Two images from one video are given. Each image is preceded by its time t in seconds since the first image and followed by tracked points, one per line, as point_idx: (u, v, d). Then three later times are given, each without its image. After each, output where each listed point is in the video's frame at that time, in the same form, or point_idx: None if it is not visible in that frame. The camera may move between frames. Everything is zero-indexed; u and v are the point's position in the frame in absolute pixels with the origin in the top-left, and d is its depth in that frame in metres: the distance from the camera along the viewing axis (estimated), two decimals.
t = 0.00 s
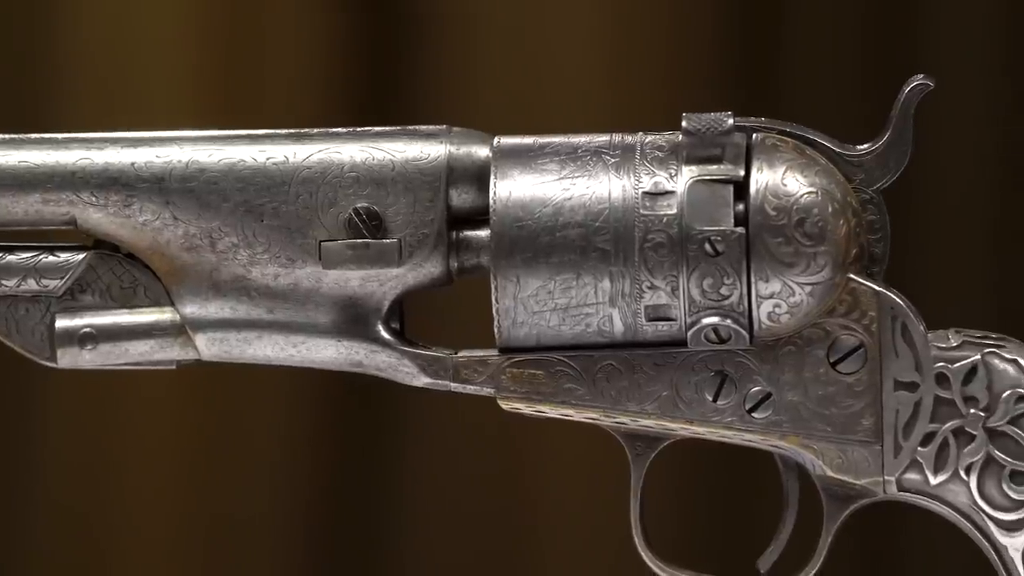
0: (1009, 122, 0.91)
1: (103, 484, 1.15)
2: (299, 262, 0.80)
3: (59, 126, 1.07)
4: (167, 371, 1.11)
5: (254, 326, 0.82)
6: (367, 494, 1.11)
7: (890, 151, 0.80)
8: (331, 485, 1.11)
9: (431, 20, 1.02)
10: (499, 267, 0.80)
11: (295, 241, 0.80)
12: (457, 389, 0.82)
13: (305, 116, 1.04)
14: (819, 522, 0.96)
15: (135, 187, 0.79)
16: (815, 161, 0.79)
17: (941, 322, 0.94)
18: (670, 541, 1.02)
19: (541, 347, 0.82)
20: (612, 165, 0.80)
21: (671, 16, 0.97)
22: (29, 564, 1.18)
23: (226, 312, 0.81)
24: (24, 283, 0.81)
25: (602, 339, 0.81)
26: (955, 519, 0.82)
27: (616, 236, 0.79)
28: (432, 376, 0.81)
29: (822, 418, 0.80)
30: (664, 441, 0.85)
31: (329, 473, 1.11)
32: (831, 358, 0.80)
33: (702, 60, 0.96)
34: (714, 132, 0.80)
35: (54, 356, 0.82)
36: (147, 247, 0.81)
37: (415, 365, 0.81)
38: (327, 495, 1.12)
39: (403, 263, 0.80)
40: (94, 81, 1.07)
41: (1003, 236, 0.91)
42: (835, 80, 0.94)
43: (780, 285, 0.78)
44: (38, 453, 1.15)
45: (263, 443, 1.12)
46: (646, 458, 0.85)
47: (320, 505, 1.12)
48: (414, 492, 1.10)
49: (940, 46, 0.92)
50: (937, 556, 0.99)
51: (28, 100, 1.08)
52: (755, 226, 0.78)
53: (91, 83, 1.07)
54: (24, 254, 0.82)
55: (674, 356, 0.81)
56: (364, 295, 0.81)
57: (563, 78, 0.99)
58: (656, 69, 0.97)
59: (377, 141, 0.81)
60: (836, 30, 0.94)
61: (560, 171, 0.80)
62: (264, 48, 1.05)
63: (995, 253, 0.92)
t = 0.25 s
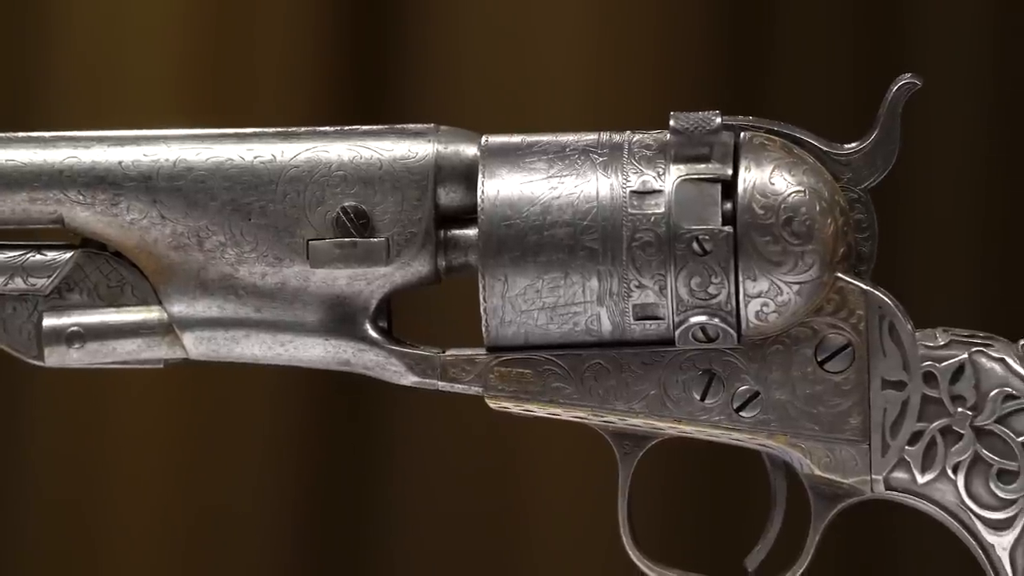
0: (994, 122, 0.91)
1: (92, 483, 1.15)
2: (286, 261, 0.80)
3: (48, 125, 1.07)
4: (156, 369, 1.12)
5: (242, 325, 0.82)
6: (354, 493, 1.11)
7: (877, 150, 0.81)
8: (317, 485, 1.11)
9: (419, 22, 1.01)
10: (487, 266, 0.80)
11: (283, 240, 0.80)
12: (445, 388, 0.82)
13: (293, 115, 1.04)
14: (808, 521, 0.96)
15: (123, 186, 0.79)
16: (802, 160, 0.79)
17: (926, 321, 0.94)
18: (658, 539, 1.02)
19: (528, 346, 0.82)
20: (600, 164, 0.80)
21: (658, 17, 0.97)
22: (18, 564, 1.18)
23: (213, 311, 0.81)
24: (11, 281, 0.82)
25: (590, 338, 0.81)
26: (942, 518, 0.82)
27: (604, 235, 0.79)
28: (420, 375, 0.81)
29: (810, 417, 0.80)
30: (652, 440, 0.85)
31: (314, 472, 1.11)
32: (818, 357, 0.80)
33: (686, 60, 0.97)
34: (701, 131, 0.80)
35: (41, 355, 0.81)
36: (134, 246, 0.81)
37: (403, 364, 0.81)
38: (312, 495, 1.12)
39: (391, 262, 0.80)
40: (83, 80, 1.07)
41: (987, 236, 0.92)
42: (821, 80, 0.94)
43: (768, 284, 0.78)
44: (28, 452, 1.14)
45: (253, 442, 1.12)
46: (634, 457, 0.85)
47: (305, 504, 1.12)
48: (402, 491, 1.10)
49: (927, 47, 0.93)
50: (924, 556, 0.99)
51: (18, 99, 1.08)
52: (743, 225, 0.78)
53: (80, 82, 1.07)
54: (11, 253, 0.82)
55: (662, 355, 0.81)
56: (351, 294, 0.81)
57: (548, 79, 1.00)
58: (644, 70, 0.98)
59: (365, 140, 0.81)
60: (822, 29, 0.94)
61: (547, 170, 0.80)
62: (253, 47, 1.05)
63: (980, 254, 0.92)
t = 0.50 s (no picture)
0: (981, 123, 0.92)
1: (80, 483, 1.14)
2: (273, 260, 0.80)
3: (37, 123, 1.07)
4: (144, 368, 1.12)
5: (228, 324, 0.82)
6: (338, 493, 1.11)
7: (864, 149, 0.81)
8: (303, 484, 1.11)
9: (405, 20, 1.02)
10: (474, 264, 0.80)
11: (270, 239, 0.80)
12: (432, 387, 0.82)
13: (281, 115, 1.04)
14: (795, 520, 0.96)
15: (109, 185, 0.79)
16: (789, 159, 0.79)
17: (913, 320, 0.95)
18: (646, 538, 1.03)
19: (516, 344, 0.82)
20: (587, 163, 0.80)
21: (644, 17, 0.98)
22: (6, 564, 1.17)
23: (200, 310, 0.81)
24: None
25: (577, 336, 0.81)
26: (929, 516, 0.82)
27: (591, 234, 0.79)
28: (407, 374, 0.81)
29: (797, 416, 0.80)
30: (639, 439, 0.85)
31: (297, 471, 1.11)
32: (805, 356, 0.80)
33: (673, 60, 0.97)
34: (689, 130, 0.80)
35: (27, 354, 0.81)
36: (121, 245, 0.81)
37: (390, 362, 0.81)
38: (294, 494, 1.12)
39: (378, 261, 0.80)
40: (72, 78, 1.06)
41: (973, 236, 0.92)
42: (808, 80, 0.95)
43: (755, 282, 0.78)
44: (17, 451, 1.14)
45: (242, 442, 1.11)
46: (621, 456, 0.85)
47: (290, 504, 1.12)
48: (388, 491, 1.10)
49: (914, 47, 0.93)
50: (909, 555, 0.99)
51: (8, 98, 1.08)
52: (730, 224, 0.78)
53: (68, 80, 1.07)
54: None
55: (649, 354, 0.81)
56: (338, 292, 0.81)
57: (532, 78, 1.00)
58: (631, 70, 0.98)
59: (352, 138, 0.81)
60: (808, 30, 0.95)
61: (535, 168, 0.80)
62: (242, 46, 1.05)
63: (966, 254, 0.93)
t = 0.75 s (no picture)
0: (968, 124, 0.93)
1: (70, 482, 1.14)
2: (261, 259, 0.80)
3: (26, 122, 1.06)
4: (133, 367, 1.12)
5: (216, 322, 0.82)
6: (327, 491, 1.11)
7: (852, 148, 0.81)
8: (293, 483, 1.12)
9: (392, 20, 1.02)
10: (462, 263, 0.80)
11: (257, 238, 0.80)
12: (420, 385, 0.82)
13: (270, 115, 1.04)
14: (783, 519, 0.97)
15: (96, 184, 0.79)
16: (777, 158, 0.79)
17: (900, 318, 0.96)
18: (635, 537, 1.03)
19: (504, 343, 0.82)
20: (575, 162, 0.80)
21: (629, 17, 0.98)
22: None
23: (188, 309, 0.81)
24: None
25: (565, 335, 0.81)
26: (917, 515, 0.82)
27: (579, 233, 0.79)
28: (395, 372, 0.82)
29: (785, 415, 0.80)
30: (627, 438, 0.85)
31: (287, 470, 1.11)
32: (793, 354, 0.80)
33: (661, 60, 0.97)
34: (676, 129, 0.80)
35: (15, 353, 0.81)
36: (108, 244, 0.81)
37: (378, 361, 0.81)
38: (284, 492, 1.12)
39: (366, 260, 0.80)
40: (61, 77, 1.06)
41: (958, 236, 0.94)
42: (795, 80, 0.95)
43: (742, 282, 0.78)
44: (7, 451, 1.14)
45: (233, 442, 1.11)
46: (609, 455, 0.85)
47: (277, 503, 1.13)
48: (378, 489, 1.11)
49: (901, 48, 0.94)
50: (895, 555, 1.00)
51: None
52: (718, 223, 0.78)
53: (58, 79, 1.06)
54: None
55: (637, 353, 0.81)
56: (326, 291, 0.81)
57: (518, 78, 1.00)
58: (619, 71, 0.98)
59: (340, 137, 0.81)
60: (794, 30, 0.95)
61: (523, 167, 0.80)
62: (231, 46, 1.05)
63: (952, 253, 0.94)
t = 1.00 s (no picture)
0: (956, 124, 0.93)
1: (59, 482, 1.14)
2: (250, 257, 0.80)
3: (16, 121, 1.06)
4: (121, 367, 1.11)
5: (205, 321, 0.82)
6: (317, 489, 1.12)
7: (841, 147, 0.81)
8: (284, 483, 1.12)
9: (379, 20, 1.02)
10: (451, 262, 0.80)
11: (246, 237, 0.80)
12: (409, 384, 0.82)
13: (259, 114, 1.04)
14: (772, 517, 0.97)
15: (85, 182, 0.79)
16: (766, 157, 0.79)
17: (888, 317, 0.96)
18: (626, 536, 1.03)
19: (492, 342, 0.82)
20: (564, 161, 0.80)
21: (617, 18, 0.98)
22: None
23: (177, 308, 0.81)
24: None
25: (554, 334, 0.81)
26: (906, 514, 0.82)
27: (568, 232, 0.79)
28: (384, 371, 0.82)
29: (774, 413, 0.80)
30: (616, 436, 0.85)
31: (276, 469, 1.11)
32: (782, 353, 0.80)
33: (651, 60, 0.98)
34: (666, 128, 0.80)
35: (3, 352, 0.81)
36: (97, 243, 0.81)
37: (367, 360, 0.81)
38: (270, 491, 1.12)
39: (355, 258, 0.80)
40: (51, 75, 1.06)
41: (945, 236, 0.94)
42: (783, 79, 0.95)
43: (731, 280, 0.78)
44: None
45: (224, 441, 1.12)
46: (598, 453, 0.86)
47: (266, 502, 1.13)
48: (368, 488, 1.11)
49: (890, 48, 0.94)
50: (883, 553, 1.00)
51: None
52: (707, 222, 0.78)
53: (48, 77, 1.06)
54: None
55: (627, 351, 0.81)
56: (315, 290, 0.81)
57: (504, 77, 1.01)
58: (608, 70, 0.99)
59: (329, 136, 0.81)
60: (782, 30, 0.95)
61: (512, 166, 0.80)
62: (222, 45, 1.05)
63: (939, 253, 0.95)
